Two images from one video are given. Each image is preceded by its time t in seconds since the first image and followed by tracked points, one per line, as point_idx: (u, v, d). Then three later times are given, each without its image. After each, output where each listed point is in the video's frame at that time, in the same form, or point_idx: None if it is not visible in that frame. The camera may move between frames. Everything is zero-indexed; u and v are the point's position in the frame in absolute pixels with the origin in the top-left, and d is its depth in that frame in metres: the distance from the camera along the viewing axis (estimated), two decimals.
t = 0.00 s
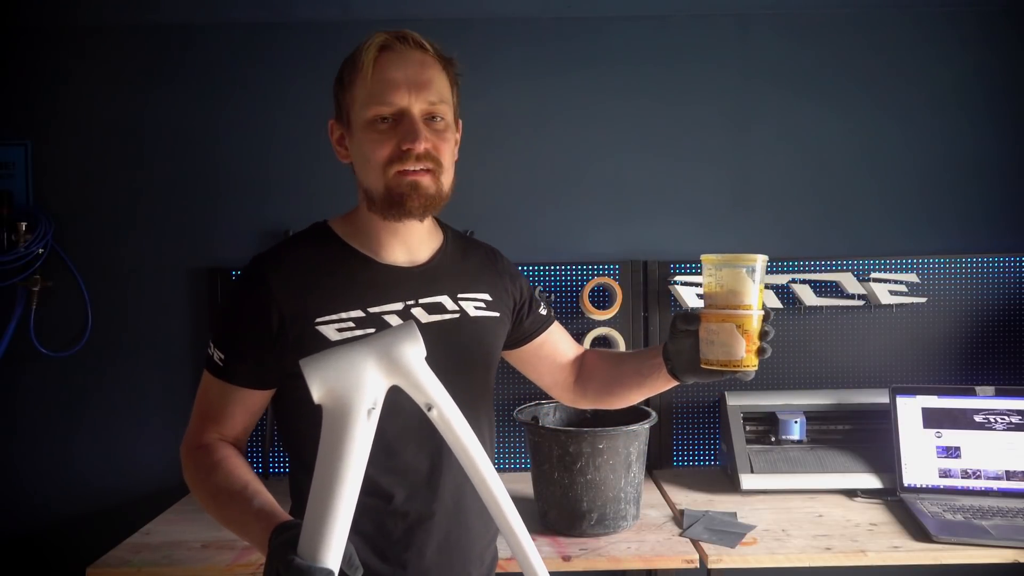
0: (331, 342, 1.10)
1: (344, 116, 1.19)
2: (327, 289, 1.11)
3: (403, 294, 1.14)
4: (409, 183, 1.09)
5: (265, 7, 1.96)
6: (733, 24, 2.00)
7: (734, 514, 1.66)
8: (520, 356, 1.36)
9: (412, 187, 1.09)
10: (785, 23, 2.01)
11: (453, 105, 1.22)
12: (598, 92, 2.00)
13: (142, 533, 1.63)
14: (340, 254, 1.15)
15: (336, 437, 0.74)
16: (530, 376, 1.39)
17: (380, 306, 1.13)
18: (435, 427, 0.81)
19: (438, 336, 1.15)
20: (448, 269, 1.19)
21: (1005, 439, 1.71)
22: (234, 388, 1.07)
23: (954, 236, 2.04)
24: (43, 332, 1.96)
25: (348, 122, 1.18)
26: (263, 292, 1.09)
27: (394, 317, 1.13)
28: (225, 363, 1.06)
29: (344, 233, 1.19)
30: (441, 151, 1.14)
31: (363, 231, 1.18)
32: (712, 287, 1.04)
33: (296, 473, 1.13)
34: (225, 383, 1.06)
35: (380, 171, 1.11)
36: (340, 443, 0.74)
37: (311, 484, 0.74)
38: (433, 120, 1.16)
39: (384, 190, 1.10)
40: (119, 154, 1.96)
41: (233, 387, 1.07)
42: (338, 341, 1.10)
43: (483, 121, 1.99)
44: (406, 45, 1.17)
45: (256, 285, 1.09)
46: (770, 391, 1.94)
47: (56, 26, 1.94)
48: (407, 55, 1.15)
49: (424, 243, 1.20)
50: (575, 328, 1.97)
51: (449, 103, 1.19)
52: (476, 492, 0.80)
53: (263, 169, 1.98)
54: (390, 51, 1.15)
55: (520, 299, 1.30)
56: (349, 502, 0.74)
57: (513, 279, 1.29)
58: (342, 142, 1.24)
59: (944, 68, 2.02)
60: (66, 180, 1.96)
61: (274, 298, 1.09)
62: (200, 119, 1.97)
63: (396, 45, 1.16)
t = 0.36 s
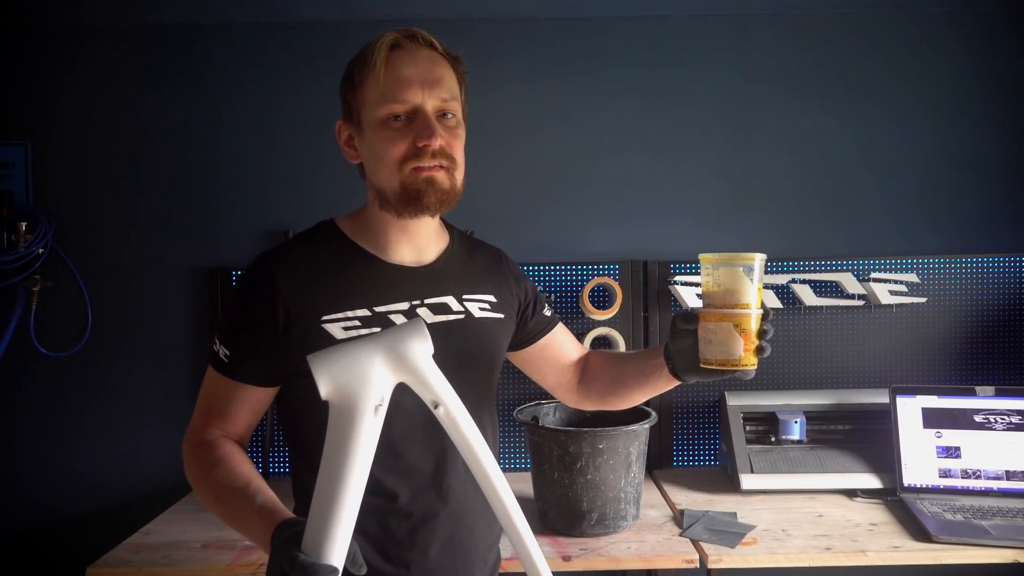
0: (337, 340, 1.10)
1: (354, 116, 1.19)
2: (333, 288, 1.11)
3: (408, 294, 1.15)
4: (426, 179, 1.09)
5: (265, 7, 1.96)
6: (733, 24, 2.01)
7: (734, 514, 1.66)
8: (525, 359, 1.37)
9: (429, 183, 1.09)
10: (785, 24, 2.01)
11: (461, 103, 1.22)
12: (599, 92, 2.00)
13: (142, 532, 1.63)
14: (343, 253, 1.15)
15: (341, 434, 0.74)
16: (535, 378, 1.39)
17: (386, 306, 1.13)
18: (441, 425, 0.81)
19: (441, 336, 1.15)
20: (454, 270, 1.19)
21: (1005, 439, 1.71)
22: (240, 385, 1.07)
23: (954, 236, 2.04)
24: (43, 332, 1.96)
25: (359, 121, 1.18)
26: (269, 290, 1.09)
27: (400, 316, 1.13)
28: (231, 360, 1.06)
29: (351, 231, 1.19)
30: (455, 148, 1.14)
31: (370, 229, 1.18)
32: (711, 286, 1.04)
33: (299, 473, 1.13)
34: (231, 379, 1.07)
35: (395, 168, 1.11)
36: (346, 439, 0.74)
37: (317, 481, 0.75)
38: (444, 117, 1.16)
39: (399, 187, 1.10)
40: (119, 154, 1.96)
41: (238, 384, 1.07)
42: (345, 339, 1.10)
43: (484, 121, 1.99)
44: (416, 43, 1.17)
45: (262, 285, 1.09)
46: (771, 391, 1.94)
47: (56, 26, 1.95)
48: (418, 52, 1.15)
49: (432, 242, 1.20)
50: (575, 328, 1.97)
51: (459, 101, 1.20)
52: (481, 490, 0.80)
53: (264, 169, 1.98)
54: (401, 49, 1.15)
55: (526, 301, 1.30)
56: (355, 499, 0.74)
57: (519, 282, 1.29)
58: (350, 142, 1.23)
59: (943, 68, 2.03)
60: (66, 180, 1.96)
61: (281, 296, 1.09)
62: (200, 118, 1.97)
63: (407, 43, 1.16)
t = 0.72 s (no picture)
0: (332, 341, 1.09)
1: (346, 116, 1.19)
2: (327, 288, 1.11)
3: (403, 294, 1.15)
4: (416, 180, 1.09)
5: (265, 7, 1.97)
6: (733, 23, 2.00)
7: (734, 514, 1.66)
8: (518, 358, 1.37)
9: (418, 183, 1.09)
10: (785, 23, 2.01)
11: (453, 103, 1.23)
12: (599, 92, 2.00)
13: (142, 532, 1.63)
14: (342, 254, 1.14)
15: (341, 434, 0.74)
16: (529, 378, 1.39)
17: (381, 306, 1.13)
18: (440, 424, 0.81)
19: (437, 336, 1.15)
20: (448, 270, 1.19)
21: (1005, 439, 1.71)
22: (234, 386, 1.07)
23: (953, 236, 2.04)
24: (43, 332, 1.96)
25: (350, 122, 1.18)
26: (264, 291, 1.09)
27: (395, 316, 1.13)
28: (225, 362, 1.07)
29: (345, 232, 1.19)
30: (445, 148, 1.14)
31: (363, 230, 1.18)
32: (697, 279, 1.05)
33: (297, 473, 1.13)
34: (225, 382, 1.07)
35: (385, 168, 1.11)
36: (346, 440, 0.74)
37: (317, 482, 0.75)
38: (435, 117, 1.16)
39: (390, 188, 1.10)
40: (119, 154, 1.96)
41: (233, 385, 1.07)
42: (340, 339, 1.10)
43: (484, 122, 1.99)
44: (407, 43, 1.17)
45: (257, 286, 1.09)
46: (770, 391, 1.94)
47: (56, 27, 1.95)
48: (409, 53, 1.15)
49: (425, 242, 1.20)
50: (575, 328, 1.97)
51: (450, 101, 1.20)
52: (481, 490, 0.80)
53: (263, 169, 1.98)
54: (392, 49, 1.15)
55: (520, 300, 1.30)
56: (355, 500, 0.74)
57: (513, 280, 1.29)
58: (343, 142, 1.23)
59: (943, 68, 2.03)
60: (66, 180, 1.96)
61: (275, 296, 1.09)
62: (200, 118, 1.97)
63: (398, 43, 1.16)
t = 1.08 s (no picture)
0: (322, 343, 1.10)
1: (362, 121, 1.13)
2: (317, 291, 1.12)
3: (393, 295, 1.15)
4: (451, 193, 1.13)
5: (265, 7, 1.96)
6: (733, 23, 2.00)
7: (734, 514, 1.66)
8: (512, 356, 1.36)
9: (453, 197, 1.13)
10: (785, 23, 2.01)
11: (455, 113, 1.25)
12: (599, 92, 2.00)
13: (142, 532, 1.63)
14: (339, 255, 1.15)
15: (336, 437, 0.74)
16: (522, 376, 1.38)
17: (371, 307, 1.13)
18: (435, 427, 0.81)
19: (428, 336, 1.15)
20: (438, 270, 1.19)
21: (1005, 439, 1.71)
22: (225, 390, 1.07)
23: (954, 236, 2.04)
24: (43, 333, 1.96)
25: (368, 125, 1.13)
26: (257, 293, 1.09)
27: (385, 318, 1.14)
28: (215, 366, 1.06)
29: (335, 234, 1.18)
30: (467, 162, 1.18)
31: (353, 231, 1.18)
32: (682, 274, 1.05)
33: (294, 473, 1.13)
34: (216, 385, 1.06)
35: (422, 180, 1.11)
36: (340, 443, 0.74)
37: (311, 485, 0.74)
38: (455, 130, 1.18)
39: (423, 200, 1.11)
40: (119, 154, 1.96)
41: (224, 390, 1.07)
42: (330, 342, 1.10)
43: (484, 122, 1.99)
44: (430, 53, 1.16)
45: (248, 288, 1.10)
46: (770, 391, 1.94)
47: (56, 26, 1.94)
48: (436, 64, 1.15)
49: (416, 242, 1.19)
50: (575, 328, 1.97)
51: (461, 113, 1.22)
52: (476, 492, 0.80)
53: (263, 169, 1.98)
54: (423, 59, 1.13)
55: (511, 298, 1.30)
56: (350, 502, 0.74)
57: (503, 279, 1.28)
58: (347, 143, 1.16)
59: (944, 68, 2.02)
60: (65, 180, 1.96)
61: (266, 298, 1.09)
62: (200, 118, 1.97)
63: (425, 53, 1.15)
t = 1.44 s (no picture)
0: (316, 348, 1.10)
1: (361, 129, 1.12)
2: (310, 294, 1.12)
3: (386, 297, 1.15)
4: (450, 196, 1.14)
5: (265, 7, 1.96)
6: (734, 23, 2.00)
7: (734, 514, 1.66)
8: (516, 350, 1.36)
9: (451, 199, 1.15)
10: (785, 23, 2.01)
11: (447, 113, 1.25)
12: (600, 92, 2.00)
13: (142, 532, 1.63)
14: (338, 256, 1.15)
15: (361, 436, 0.72)
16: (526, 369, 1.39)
17: (363, 310, 1.13)
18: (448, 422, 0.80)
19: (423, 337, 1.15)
20: (432, 270, 1.20)
21: (1005, 439, 1.71)
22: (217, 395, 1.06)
23: (954, 236, 2.04)
24: (43, 332, 1.96)
25: (367, 132, 1.12)
26: (250, 298, 1.09)
27: (378, 320, 1.13)
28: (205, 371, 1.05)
29: (326, 237, 1.18)
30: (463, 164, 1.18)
31: (344, 235, 1.18)
32: (676, 271, 1.08)
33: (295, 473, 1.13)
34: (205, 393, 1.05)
35: (422, 185, 1.12)
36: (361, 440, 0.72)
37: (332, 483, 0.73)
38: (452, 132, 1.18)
39: (423, 206, 1.12)
40: (119, 154, 1.96)
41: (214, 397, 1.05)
42: (323, 346, 1.10)
43: (484, 122, 1.99)
44: (425, 56, 1.15)
45: (238, 293, 1.09)
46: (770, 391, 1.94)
47: (56, 26, 1.94)
48: (432, 67, 1.14)
49: (408, 241, 1.20)
50: (575, 328, 1.97)
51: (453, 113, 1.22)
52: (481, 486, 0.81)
53: (263, 169, 1.98)
54: (419, 64, 1.12)
55: (506, 295, 1.29)
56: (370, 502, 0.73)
57: (498, 277, 1.28)
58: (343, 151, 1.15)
59: (944, 69, 2.02)
60: (65, 180, 1.96)
61: (257, 303, 1.09)
62: (200, 118, 1.97)
63: (421, 56, 1.14)
